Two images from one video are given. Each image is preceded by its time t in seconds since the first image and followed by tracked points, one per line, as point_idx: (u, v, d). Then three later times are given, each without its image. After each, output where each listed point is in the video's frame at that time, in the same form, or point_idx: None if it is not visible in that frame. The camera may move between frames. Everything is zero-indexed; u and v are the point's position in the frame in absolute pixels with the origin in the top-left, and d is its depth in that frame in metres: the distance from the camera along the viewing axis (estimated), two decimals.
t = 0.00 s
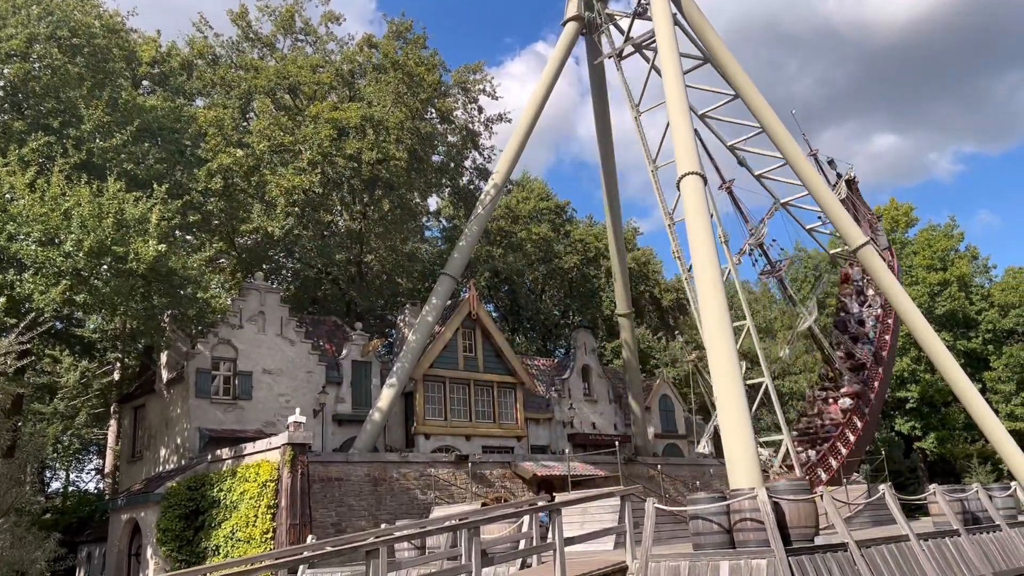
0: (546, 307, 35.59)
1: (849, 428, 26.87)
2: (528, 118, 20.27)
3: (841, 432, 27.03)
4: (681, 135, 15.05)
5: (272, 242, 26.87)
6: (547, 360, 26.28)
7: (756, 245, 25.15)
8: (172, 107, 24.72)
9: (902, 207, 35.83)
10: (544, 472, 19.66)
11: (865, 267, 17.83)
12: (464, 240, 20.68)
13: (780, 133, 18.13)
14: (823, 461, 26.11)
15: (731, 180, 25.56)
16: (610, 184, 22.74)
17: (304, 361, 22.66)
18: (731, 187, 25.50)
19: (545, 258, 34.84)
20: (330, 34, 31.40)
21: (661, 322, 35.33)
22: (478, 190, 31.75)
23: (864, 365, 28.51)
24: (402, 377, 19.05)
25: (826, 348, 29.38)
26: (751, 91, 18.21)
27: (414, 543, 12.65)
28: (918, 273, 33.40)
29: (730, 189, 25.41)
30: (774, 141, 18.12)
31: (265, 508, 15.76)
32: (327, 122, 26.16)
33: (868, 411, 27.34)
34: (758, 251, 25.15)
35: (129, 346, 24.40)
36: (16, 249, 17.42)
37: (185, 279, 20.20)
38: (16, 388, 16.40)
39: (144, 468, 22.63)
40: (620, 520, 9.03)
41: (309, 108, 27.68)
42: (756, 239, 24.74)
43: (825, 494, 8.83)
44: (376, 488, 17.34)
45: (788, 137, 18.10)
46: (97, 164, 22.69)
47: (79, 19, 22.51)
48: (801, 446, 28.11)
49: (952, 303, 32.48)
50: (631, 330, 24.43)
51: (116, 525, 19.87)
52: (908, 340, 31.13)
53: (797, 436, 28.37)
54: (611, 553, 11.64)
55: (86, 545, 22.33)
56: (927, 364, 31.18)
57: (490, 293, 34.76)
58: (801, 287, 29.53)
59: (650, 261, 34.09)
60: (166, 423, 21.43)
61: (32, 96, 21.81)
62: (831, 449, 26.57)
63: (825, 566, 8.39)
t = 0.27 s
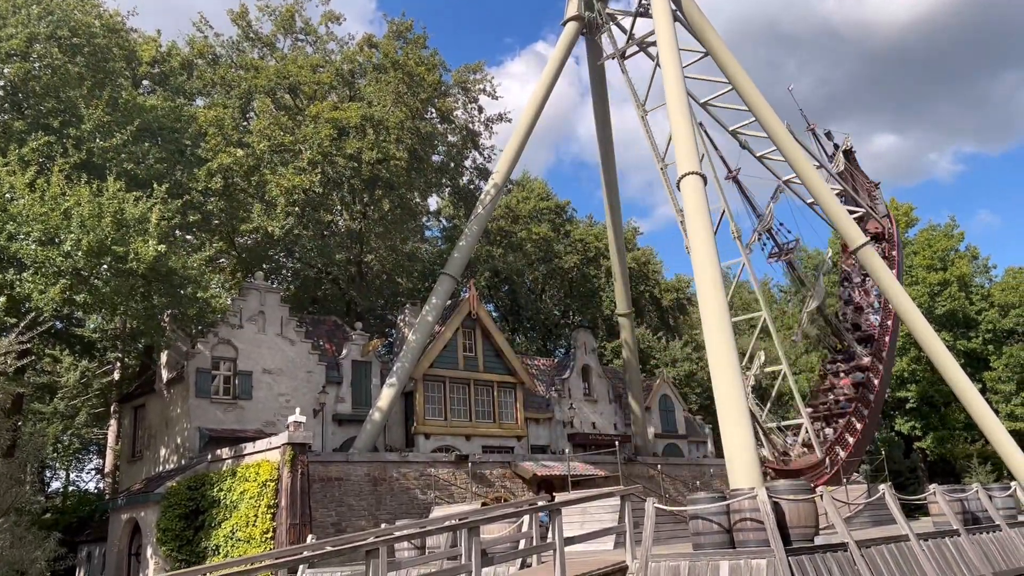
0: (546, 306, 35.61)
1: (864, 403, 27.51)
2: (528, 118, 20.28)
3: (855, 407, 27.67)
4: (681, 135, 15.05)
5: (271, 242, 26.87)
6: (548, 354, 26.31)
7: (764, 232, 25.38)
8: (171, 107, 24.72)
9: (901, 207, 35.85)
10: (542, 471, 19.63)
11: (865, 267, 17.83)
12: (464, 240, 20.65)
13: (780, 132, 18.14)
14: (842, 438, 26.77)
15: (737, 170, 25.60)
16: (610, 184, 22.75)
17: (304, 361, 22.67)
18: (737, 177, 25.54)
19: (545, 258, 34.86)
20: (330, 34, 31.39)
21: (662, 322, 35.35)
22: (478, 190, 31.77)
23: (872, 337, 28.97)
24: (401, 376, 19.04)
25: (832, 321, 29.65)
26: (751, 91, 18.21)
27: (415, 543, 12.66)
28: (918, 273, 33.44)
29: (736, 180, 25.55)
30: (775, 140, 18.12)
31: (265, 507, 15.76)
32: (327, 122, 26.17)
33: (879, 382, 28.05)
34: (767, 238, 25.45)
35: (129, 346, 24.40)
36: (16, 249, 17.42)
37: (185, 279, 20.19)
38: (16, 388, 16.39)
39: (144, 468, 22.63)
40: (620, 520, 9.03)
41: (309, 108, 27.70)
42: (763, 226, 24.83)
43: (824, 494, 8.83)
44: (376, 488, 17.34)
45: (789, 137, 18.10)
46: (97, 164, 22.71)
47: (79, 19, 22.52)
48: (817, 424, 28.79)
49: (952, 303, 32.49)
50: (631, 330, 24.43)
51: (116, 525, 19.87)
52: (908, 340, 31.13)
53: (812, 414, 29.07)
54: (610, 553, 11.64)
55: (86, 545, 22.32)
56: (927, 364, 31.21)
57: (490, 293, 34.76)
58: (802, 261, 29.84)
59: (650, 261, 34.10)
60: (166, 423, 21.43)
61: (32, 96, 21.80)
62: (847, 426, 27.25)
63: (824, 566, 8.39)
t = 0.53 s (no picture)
0: (546, 306, 35.62)
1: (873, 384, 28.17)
2: (528, 118, 20.28)
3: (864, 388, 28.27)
4: (681, 134, 15.05)
5: (272, 242, 26.88)
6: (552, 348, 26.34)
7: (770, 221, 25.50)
8: (171, 107, 24.75)
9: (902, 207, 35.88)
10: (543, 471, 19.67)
11: (864, 266, 17.84)
12: (464, 240, 20.65)
13: (780, 132, 18.13)
14: (854, 422, 27.51)
15: (740, 162, 25.62)
16: (610, 183, 22.76)
17: (304, 361, 22.68)
18: (741, 169, 25.56)
19: (545, 258, 34.90)
20: (331, 35, 31.41)
21: (662, 322, 35.36)
22: (478, 190, 31.78)
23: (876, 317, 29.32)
24: (401, 377, 19.04)
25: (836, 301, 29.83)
26: (750, 90, 18.22)
27: (415, 543, 12.67)
28: (918, 273, 33.46)
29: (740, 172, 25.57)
30: (774, 140, 18.12)
31: (265, 507, 15.77)
32: (328, 122, 26.19)
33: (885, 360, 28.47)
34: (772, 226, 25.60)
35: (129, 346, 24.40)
36: (16, 249, 17.42)
37: (185, 279, 20.19)
38: (17, 388, 16.41)
39: (144, 468, 22.62)
40: (620, 520, 9.03)
41: (309, 108, 27.80)
42: (768, 217, 24.87)
43: (825, 494, 8.84)
44: (376, 488, 17.33)
45: (790, 138, 18.10)
46: (97, 165, 22.75)
47: (80, 19, 22.53)
48: (827, 406, 29.25)
49: (952, 303, 32.49)
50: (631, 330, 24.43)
51: (116, 525, 19.87)
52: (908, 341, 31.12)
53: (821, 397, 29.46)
54: (611, 553, 11.63)
55: (86, 545, 22.32)
56: (927, 364, 31.25)
57: (490, 293, 34.79)
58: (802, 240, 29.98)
59: (650, 261, 34.12)
60: (167, 423, 21.42)
61: (32, 96, 21.81)
62: (858, 408, 27.97)
63: (825, 567, 8.39)
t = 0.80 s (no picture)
0: (546, 307, 35.58)
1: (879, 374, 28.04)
2: (528, 118, 20.28)
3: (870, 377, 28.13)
4: (681, 135, 15.06)
5: (272, 243, 26.87)
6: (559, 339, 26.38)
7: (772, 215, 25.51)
8: (172, 108, 24.76)
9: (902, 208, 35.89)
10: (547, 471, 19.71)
11: (865, 266, 17.84)
12: (465, 240, 20.64)
13: (780, 131, 18.14)
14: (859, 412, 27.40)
15: (742, 157, 25.58)
16: (611, 183, 22.76)
17: (305, 361, 22.69)
18: (743, 164, 25.53)
19: (545, 258, 34.89)
20: (331, 35, 31.41)
21: (663, 322, 35.34)
22: (479, 190, 31.77)
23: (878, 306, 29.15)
24: (402, 377, 19.01)
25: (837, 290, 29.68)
26: (750, 90, 18.21)
27: (416, 544, 12.67)
28: (919, 273, 33.45)
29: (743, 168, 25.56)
30: (774, 140, 18.13)
31: (266, 508, 15.77)
32: (328, 122, 26.19)
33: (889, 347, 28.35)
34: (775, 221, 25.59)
35: (130, 347, 24.40)
36: (17, 250, 17.44)
37: (186, 280, 20.18)
38: (18, 389, 16.43)
39: (145, 469, 22.63)
40: (621, 520, 9.04)
41: (309, 109, 27.85)
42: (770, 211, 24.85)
43: (825, 495, 8.84)
44: (377, 489, 17.33)
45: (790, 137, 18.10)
46: (98, 165, 22.76)
47: (80, 20, 22.54)
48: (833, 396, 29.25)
49: (953, 303, 32.46)
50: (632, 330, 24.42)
51: (117, 525, 19.88)
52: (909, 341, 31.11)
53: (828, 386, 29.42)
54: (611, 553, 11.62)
55: (87, 546, 22.32)
56: (928, 364, 31.25)
57: (491, 293, 34.78)
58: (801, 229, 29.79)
59: (651, 261, 34.13)
60: (167, 423, 21.43)
61: (33, 97, 21.81)
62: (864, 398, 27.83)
63: (825, 567, 8.39)
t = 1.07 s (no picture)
0: (546, 307, 35.58)
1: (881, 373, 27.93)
2: (529, 119, 20.29)
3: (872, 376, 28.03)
4: (681, 135, 15.07)
5: (273, 243, 26.87)
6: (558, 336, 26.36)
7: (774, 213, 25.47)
8: (172, 109, 24.79)
9: (903, 208, 35.89)
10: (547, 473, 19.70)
11: (866, 266, 17.82)
12: (466, 240, 20.64)
13: (781, 130, 18.13)
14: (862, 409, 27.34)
15: (743, 157, 25.57)
16: (612, 184, 22.77)
17: (306, 362, 22.70)
18: (744, 163, 25.53)
19: (546, 259, 34.91)
20: (331, 36, 31.42)
21: (663, 322, 35.33)
22: (479, 191, 31.75)
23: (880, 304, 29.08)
24: (403, 378, 19.00)
25: (838, 287, 29.58)
26: (751, 90, 18.21)
27: (417, 545, 12.68)
28: (920, 273, 33.41)
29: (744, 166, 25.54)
30: (775, 140, 18.13)
31: (267, 509, 15.78)
32: (329, 123, 26.19)
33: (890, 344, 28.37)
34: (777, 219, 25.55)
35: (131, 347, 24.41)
36: (18, 251, 17.45)
37: (187, 281, 20.18)
38: (19, 390, 16.43)
39: (145, 470, 22.65)
40: (622, 520, 9.05)
41: (310, 110, 27.97)
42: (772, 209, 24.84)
43: (826, 495, 8.83)
44: (377, 489, 17.32)
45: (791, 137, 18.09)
46: (98, 166, 22.76)
47: (81, 21, 22.57)
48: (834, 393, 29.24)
49: (954, 303, 32.40)
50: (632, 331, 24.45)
51: (118, 526, 19.90)
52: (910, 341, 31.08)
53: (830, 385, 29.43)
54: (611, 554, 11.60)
55: (88, 547, 22.33)
56: (929, 364, 31.23)
57: (492, 294, 34.79)
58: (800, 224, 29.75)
59: (652, 262, 34.14)
60: (168, 424, 21.43)
61: (34, 98, 21.82)
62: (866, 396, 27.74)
63: (827, 568, 8.39)
